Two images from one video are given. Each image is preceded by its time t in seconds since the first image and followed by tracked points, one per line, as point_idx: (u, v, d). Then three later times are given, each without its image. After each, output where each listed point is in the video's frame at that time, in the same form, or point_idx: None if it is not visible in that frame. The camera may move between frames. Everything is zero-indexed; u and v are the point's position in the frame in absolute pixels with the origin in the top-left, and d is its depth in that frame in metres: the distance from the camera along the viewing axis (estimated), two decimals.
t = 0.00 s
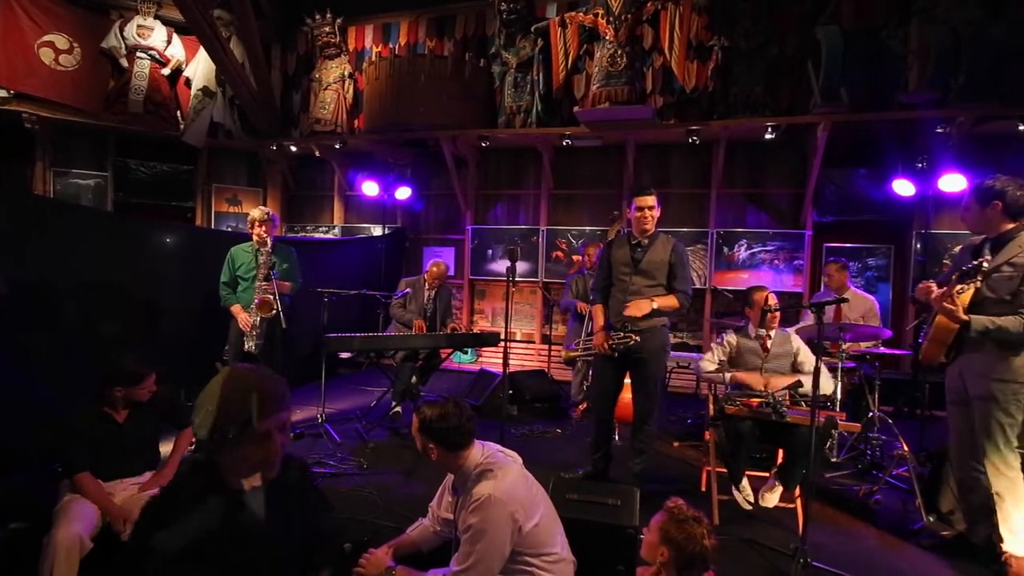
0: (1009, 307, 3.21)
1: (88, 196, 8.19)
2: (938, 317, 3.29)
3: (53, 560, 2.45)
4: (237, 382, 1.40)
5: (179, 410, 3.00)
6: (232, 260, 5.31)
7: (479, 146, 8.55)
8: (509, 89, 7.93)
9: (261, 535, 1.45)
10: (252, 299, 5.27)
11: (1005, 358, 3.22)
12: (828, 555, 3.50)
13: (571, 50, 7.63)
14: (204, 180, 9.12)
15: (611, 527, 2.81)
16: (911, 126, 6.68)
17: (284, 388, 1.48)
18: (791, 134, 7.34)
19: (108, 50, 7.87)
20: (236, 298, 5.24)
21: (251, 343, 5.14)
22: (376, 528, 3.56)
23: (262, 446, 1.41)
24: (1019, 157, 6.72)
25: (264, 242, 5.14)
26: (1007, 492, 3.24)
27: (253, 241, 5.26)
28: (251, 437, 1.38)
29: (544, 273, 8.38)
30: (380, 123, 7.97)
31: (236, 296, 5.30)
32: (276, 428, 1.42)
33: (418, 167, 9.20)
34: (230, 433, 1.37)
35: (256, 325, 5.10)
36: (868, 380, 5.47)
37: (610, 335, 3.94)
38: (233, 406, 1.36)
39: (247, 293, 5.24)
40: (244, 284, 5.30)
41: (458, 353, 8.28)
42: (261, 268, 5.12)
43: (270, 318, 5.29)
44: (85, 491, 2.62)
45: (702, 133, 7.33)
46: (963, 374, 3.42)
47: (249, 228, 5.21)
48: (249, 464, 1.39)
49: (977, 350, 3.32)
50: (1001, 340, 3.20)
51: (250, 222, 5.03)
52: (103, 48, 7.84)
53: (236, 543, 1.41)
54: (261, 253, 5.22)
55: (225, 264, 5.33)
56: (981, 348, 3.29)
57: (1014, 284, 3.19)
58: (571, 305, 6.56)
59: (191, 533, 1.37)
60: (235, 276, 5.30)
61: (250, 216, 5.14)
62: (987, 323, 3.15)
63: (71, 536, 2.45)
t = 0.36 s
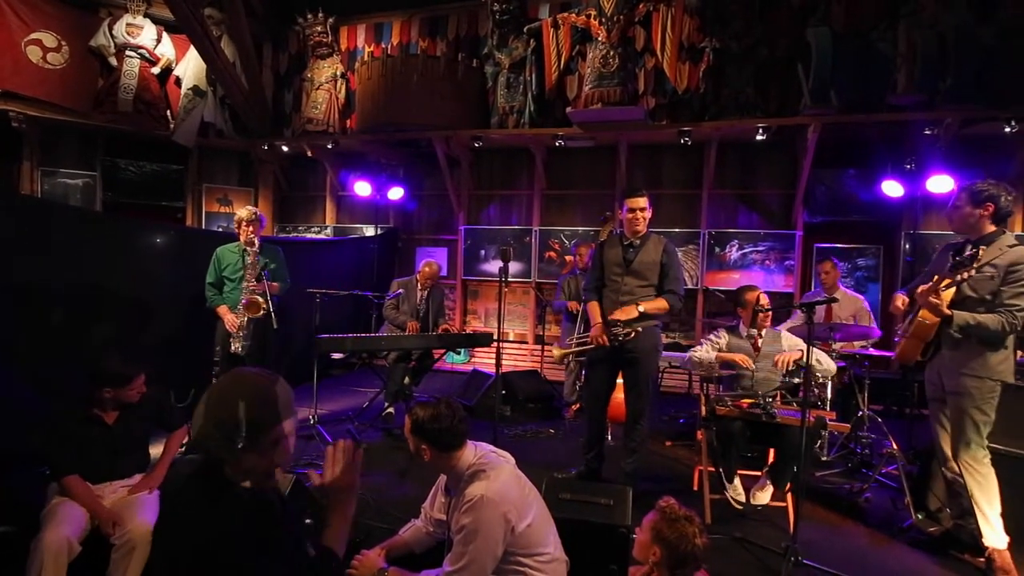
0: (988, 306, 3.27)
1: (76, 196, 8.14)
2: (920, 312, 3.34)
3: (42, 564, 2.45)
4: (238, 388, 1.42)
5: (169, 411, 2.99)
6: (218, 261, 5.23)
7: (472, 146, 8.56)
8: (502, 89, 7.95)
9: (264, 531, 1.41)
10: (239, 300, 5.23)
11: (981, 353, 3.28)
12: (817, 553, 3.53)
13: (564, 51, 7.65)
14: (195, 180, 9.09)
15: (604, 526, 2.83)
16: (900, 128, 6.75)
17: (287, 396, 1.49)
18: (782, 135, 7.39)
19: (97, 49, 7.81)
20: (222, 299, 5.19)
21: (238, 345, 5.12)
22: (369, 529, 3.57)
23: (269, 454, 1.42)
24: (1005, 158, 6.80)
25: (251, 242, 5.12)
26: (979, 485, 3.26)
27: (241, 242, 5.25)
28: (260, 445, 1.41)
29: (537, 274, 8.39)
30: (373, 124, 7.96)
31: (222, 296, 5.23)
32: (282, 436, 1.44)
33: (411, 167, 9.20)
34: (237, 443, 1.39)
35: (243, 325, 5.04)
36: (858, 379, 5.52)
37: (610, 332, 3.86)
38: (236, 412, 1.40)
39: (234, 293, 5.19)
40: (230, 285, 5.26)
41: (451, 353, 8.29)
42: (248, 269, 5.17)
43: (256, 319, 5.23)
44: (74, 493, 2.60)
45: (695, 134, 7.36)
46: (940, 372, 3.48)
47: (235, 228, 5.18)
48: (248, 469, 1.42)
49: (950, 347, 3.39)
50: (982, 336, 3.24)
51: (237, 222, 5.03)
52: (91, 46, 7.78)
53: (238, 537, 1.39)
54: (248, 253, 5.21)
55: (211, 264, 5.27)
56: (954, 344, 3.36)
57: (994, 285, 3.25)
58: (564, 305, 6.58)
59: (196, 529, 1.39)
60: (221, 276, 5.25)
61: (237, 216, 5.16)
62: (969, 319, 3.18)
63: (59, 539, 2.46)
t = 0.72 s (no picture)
0: (978, 304, 3.31)
1: (60, 195, 8.05)
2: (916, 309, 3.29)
3: (25, 567, 2.45)
4: (182, 387, 1.29)
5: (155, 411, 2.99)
6: (196, 260, 5.16)
7: (463, 146, 8.58)
8: (492, 89, 7.97)
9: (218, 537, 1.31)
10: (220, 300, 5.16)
11: (973, 350, 3.32)
12: (805, 551, 3.57)
13: (555, 51, 7.68)
14: (182, 179, 9.04)
15: (593, 525, 2.86)
16: (886, 130, 6.82)
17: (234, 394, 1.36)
18: (770, 137, 7.46)
19: (82, 45, 7.75)
20: (202, 299, 5.09)
21: (219, 345, 5.04)
22: (359, 530, 3.57)
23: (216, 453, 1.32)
24: (989, 161, 6.90)
25: (232, 241, 5.11)
26: (963, 483, 3.33)
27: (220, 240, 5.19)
28: (202, 441, 1.29)
29: (528, 274, 8.42)
30: (363, 123, 7.95)
31: (202, 296, 5.16)
32: (229, 431, 1.32)
33: (401, 167, 9.20)
34: (179, 439, 1.28)
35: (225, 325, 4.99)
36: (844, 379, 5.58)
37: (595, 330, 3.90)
38: (181, 412, 1.26)
39: (215, 293, 5.13)
40: (211, 285, 5.20)
41: (441, 354, 8.30)
42: (230, 268, 5.14)
43: (239, 318, 5.17)
44: (57, 496, 2.61)
45: (684, 135, 7.41)
46: (929, 374, 3.52)
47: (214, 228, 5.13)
48: (197, 469, 1.32)
49: (939, 347, 3.42)
50: (972, 334, 3.29)
51: (217, 221, 4.99)
52: (76, 43, 7.70)
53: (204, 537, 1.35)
54: (229, 253, 5.18)
55: (189, 264, 5.17)
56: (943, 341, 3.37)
57: (983, 284, 3.30)
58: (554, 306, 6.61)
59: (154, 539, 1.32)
60: (200, 276, 5.16)
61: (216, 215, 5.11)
62: (968, 316, 3.18)
63: (44, 548, 2.45)
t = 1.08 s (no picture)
0: (976, 303, 3.28)
1: (42, 194, 7.85)
2: (924, 309, 3.20)
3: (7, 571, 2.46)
4: (109, 369, 1.45)
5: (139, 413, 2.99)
6: (173, 259, 5.04)
7: (453, 146, 8.59)
8: (482, 89, 7.98)
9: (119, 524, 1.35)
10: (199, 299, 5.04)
11: (973, 349, 3.29)
12: (791, 548, 3.61)
13: (544, 52, 7.70)
14: (167, 178, 8.99)
15: (582, 524, 2.88)
16: (871, 133, 6.91)
17: (156, 384, 1.51)
18: (757, 138, 7.53)
19: (65, 41, 7.66)
20: (179, 299, 4.98)
21: (199, 346, 4.93)
22: (347, 531, 3.57)
23: (134, 437, 1.41)
24: (971, 163, 7.01)
25: (210, 239, 4.95)
26: (958, 481, 3.33)
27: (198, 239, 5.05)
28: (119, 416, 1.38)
29: (517, 274, 8.44)
30: (352, 122, 7.93)
31: (180, 296, 5.02)
32: (148, 412, 1.44)
33: (390, 166, 9.19)
34: (97, 413, 1.36)
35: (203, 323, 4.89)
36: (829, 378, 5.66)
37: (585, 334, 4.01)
38: (106, 385, 1.39)
39: (194, 293, 5.00)
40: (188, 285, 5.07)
41: (431, 354, 8.30)
42: (208, 267, 4.99)
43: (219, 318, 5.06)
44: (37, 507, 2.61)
45: (672, 136, 7.46)
46: (928, 375, 3.49)
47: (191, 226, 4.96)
48: (116, 449, 1.38)
49: (939, 347, 3.39)
50: (970, 334, 3.26)
51: (193, 219, 4.83)
52: (59, 39, 7.63)
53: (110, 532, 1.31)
54: (206, 251, 5.02)
55: (166, 263, 5.07)
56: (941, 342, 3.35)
57: (980, 283, 3.27)
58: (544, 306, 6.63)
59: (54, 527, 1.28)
60: (177, 275, 5.05)
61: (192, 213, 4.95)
62: (976, 316, 3.13)
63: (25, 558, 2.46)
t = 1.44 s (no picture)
0: (981, 302, 3.27)
1: (29, 192, 7.77)
2: (935, 306, 3.13)
3: None
4: (41, 371, 1.28)
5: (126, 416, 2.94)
6: (157, 259, 4.99)
7: (445, 146, 8.59)
8: (474, 89, 7.98)
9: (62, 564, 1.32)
10: (184, 301, 5.00)
11: (978, 349, 3.29)
12: (783, 546, 3.64)
13: (536, 52, 7.71)
14: (156, 178, 8.94)
15: (574, 523, 2.90)
16: (860, 134, 6.96)
17: (87, 385, 1.35)
18: (748, 140, 7.58)
19: (52, 39, 7.60)
20: (163, 300, 4.92)
21: (184, 346, 4.82)
22: (339, 533, 3.57)
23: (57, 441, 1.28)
24: (958, 164, 7.09)
25: (195, 240, 4.95)
26: (955, 482, 3.37)
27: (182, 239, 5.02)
28: (50, 417, 1.26)
29: (509, 274, 8.45)
30: (344, 121, 7.92)
31: (163, 297, 4.96)
32: (80, 412, 1.29)
33: (382, 166, 9.17)
34: (22, 415, 1.24)
35: (189, 324, 4.79)
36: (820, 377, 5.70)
37: (578, 335, 4.02)
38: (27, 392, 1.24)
39: (179, 293, 4.96)
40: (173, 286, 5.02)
41: (423, 354, 8.30)
42: (193, 268, 4.94)
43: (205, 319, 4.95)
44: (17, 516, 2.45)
45: (664, 137, 7.49)
46: (931, 376, 3.47)
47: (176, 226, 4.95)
48: (42, 453, 1.28)
49: (943, 348, 3.37)
50: (977, 333, 3.26)
51: (178, 219, 4.77)
52: (46, 37, 7.56)
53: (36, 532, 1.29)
54: (191, 251, 5.00)
55: (149, 264, 5.01)
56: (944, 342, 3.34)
57: (984, 282, 3.27)
58: (536, 306, 6.65)
59: None
60: (161, 276, 5.00)
61: (176, 214, 4.90)
62: (986, 315, 3.11)
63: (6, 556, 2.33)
